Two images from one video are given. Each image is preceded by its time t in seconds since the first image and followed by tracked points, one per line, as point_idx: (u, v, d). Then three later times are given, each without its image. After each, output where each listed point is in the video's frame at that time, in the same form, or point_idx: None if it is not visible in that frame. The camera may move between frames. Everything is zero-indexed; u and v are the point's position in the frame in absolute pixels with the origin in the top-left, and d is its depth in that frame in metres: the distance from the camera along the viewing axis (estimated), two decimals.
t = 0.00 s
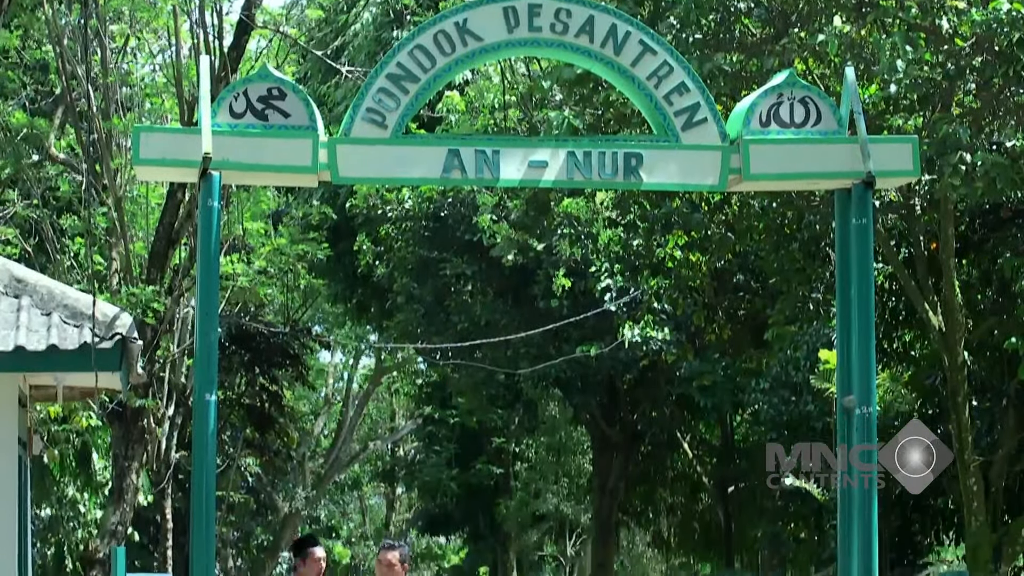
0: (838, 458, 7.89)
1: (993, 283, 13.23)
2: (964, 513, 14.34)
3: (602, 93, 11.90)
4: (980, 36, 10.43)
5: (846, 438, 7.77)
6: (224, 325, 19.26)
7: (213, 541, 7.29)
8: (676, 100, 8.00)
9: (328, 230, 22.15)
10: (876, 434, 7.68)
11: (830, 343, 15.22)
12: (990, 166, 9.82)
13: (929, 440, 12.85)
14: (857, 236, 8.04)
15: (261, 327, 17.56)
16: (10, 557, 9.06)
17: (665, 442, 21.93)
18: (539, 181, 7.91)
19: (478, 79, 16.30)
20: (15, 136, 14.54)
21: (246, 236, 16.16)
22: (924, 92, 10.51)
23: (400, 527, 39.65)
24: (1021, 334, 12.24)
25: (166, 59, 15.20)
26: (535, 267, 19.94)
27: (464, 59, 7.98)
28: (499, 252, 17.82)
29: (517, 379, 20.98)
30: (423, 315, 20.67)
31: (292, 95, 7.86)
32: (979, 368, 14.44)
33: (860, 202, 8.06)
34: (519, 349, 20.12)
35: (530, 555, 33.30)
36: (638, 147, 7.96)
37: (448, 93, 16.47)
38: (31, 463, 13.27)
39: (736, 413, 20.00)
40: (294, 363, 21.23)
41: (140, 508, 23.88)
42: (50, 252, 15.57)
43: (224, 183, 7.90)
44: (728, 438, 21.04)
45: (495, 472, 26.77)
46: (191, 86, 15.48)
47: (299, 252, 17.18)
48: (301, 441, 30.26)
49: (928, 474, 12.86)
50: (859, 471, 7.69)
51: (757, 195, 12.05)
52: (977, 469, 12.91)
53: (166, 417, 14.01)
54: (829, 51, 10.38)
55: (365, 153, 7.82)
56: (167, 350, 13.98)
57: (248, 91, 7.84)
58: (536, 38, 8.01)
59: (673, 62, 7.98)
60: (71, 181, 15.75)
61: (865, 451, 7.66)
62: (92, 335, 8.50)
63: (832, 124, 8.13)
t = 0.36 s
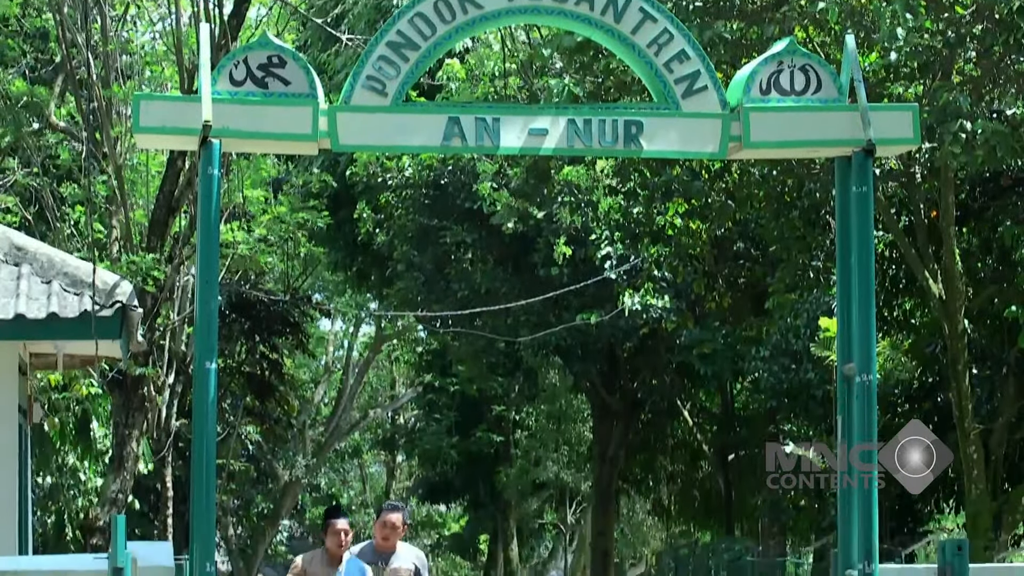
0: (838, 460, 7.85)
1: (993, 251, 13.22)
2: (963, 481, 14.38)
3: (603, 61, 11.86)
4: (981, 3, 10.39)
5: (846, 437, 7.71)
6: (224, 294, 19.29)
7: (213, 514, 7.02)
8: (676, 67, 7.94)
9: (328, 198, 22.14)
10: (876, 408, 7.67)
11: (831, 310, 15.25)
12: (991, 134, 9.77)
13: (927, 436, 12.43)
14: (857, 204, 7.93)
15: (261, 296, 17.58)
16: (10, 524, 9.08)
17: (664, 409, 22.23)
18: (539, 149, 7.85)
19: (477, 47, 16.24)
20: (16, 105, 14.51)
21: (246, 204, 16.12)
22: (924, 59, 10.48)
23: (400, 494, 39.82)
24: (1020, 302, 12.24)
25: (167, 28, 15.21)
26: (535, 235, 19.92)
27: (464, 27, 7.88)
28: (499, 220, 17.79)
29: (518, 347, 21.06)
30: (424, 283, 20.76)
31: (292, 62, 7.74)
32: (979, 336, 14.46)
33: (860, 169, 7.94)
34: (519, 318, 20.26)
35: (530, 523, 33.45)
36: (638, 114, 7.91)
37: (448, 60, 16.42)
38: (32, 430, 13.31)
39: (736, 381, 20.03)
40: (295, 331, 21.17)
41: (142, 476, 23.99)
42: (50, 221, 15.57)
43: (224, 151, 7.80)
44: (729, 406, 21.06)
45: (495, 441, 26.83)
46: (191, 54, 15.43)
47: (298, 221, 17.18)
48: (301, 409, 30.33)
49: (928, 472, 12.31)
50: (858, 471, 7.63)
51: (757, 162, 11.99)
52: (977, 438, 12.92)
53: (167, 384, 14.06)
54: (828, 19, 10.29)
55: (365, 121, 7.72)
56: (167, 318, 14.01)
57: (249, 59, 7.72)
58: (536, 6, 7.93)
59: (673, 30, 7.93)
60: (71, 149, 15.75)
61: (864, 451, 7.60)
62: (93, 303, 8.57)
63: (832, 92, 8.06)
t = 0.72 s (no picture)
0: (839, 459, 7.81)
1: (993, 217, 13.20)
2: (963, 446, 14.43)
3: (603, 26, 11.81)
4: None
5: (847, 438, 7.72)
6: (224, 259, 19.34)
7: (213, 478, 7.03)
8: (676, 33, 7.87)
9: (328, 164, 22.11)
10: (876, 374, 7.68)
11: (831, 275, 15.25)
12: (991, 100, 9.76)
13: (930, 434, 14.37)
14: (857, 170, 7.90)
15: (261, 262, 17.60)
16: (10, 487, 9.15)
17: (665, 375, 22.29)
18: (539, 114, 7.78)
19: (477, 12, 16.18)
20: (16, 71, 14.47)
21: (246, 170, 16.10)
22: (924, 25, 10.44)
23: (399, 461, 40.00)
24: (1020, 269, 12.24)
25: None
26: (535, 201, 19.89)
27: None
28: (500, 186, 17.78)
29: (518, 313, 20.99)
30: (424, 249, 20.66)
31: (292, 28, 7.67)
32: (980, 302, 14.44)
33: (860, 135, 7.91)
34: (519, 284, 20.04)
35: (530, 489, 33.61)
36: (638, 80, 7.83)
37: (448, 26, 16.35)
38: (32, 395, 13.38)
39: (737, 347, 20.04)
40: (295, 297, 21.23)
41: (142, 442, 24.13)
42: (50, 187, 15.56)
43: (223, 118, 7.74)
44: (729, 372, 21.09)
45: (494, 406, 27.06)
46: (191, 20, 15.38)
47: (297, 187, 17.19)
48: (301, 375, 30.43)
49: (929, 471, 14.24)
50: (858, 471, 7.63)
51: (756, 129, 11.96)
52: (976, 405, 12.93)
53: (167, 350, 14.10)
54: None
55: (365, 87, 7.64)
56: (167, 284, 14.02)
57: (248, 25, 7.64)
58: None
59: None
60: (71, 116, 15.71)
61: (864, 450, 7.60)
62: (92, 269, 8.57)
63: (832, 58, 8.02)
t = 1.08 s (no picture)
0: (839, 459, 7.64)
1: (993, 177, 13.17)
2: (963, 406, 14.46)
3: None
4: None
5: (846, 437, 7.56)
6: (224, 220, 19.36)
7: (215, 440, 7.08)
8: None
9: (328, 124, 22.07)
10: (876, 333, 7.59)
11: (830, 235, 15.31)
12: (991, 61, 9.71)
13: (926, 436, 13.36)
14: (857, 131, 7.83)
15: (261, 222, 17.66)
16: (10, 448, 9.28)
17: (665, 335, 22.35)
18: (539, 75, 7.68)
19: None
20: (16, 31, 14.44)
21: (246, 131, 16.10)
22: None
23: (400, 422, 40.17)
24: (1020, 229, 12.22)
25: None
26: (535, 161, 19.82)
27: None
28: (500, 146, 17.77)
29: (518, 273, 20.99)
30: (424, 210, 20.81)
31: None
32: (980, 264, 14.42)
33: (861, 96, 7.84)
34: (519, 244, 20.10)
35: (530, 449, 33.75)
36: (638, 40, 7.76)
37: None
38: (33, 355, 13.46)
39: (737, 307, 20.05)
40: (295, 258, 21.34)
41: (143, 401, 24.28)
42: (50, 147, 15.57)
43: (223, 78, 7.63)
44: (729, 333, 21.11)
45: (494, 366, 27.15)
46: None
47: (298, 147, 17.19)
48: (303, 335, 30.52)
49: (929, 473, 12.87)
50: (858, 471, 7.47)
51: (756, 90, 11.94)
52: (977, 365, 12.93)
53: (166, 310, 14.16)
54: None
55: (365, 47, 7.54)
56: (167, 244, 14.06)
57: None
58: None
59: None
60: (70, 75, 15.68)
61: (864, 451, 7.44)
62: (93, 230, 8.57)
63: (832, 19, 7.93)
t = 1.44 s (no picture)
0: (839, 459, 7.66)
1: (993, 145, 13.18)
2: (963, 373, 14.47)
3: None
4: None
5: (847, 440, 7.53)
6: (224, 188, 19.36)
7: (215, 409, 7.12)
8: None
9: (328, 92, 22.00)
10: (875, 301, 7.57)
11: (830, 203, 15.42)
12: (991, 29, 9.67)
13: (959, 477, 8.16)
14: (857, 99, 7.69)
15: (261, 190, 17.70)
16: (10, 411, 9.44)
17: (665, 302, 22.48)
18: (540, 43, 7.38)
19: None
20: None
21: (246, 98, 16.07)
22: None
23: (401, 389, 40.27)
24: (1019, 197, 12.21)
25: None
26: (535, 129, 19.70)
27: None
28: (500, 114, 17.78)
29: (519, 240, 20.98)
30: (424, 177, 20.76)
31: None
32: (979, 232, 14.50)
33: (860, 63, 7.66)
34: (519, 212, 20.17)
35: (530, 416, 33.87)
36: (638, 7, 7.45)
37: None
38: (33, 323, 13.51)
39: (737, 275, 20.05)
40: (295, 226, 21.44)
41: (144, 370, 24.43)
42: (50, 115, 15.54)
43: (223, 44, 7.41)
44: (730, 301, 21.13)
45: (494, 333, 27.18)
46: None
47: (297, 114, 17.17)
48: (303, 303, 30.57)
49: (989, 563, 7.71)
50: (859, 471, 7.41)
51: (756, 57, 11.93)
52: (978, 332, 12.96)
53: (165, 278, 14.19)
54: None
55: (366, 13, 7.31)
56: (167, 212, 14.08)
57: None
58: None
59: None
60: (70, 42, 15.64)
61: (865, 450, 7.38)
62: (92, 198, 8.56)
63: None
